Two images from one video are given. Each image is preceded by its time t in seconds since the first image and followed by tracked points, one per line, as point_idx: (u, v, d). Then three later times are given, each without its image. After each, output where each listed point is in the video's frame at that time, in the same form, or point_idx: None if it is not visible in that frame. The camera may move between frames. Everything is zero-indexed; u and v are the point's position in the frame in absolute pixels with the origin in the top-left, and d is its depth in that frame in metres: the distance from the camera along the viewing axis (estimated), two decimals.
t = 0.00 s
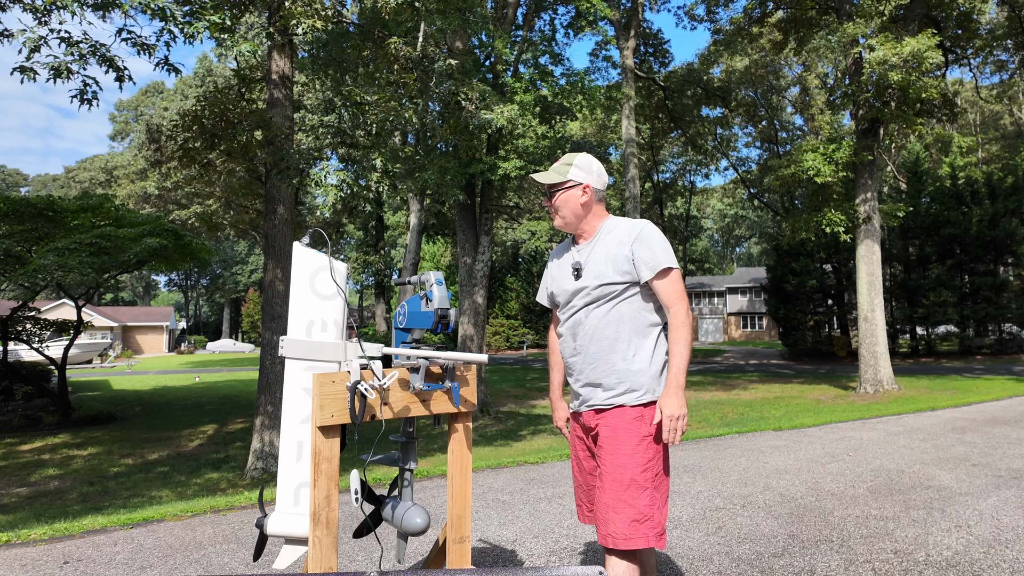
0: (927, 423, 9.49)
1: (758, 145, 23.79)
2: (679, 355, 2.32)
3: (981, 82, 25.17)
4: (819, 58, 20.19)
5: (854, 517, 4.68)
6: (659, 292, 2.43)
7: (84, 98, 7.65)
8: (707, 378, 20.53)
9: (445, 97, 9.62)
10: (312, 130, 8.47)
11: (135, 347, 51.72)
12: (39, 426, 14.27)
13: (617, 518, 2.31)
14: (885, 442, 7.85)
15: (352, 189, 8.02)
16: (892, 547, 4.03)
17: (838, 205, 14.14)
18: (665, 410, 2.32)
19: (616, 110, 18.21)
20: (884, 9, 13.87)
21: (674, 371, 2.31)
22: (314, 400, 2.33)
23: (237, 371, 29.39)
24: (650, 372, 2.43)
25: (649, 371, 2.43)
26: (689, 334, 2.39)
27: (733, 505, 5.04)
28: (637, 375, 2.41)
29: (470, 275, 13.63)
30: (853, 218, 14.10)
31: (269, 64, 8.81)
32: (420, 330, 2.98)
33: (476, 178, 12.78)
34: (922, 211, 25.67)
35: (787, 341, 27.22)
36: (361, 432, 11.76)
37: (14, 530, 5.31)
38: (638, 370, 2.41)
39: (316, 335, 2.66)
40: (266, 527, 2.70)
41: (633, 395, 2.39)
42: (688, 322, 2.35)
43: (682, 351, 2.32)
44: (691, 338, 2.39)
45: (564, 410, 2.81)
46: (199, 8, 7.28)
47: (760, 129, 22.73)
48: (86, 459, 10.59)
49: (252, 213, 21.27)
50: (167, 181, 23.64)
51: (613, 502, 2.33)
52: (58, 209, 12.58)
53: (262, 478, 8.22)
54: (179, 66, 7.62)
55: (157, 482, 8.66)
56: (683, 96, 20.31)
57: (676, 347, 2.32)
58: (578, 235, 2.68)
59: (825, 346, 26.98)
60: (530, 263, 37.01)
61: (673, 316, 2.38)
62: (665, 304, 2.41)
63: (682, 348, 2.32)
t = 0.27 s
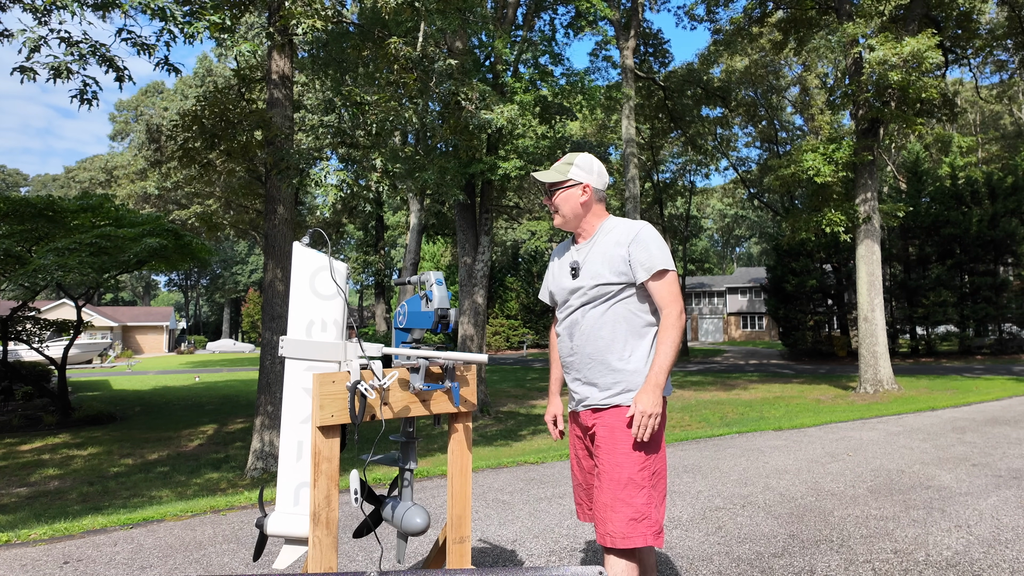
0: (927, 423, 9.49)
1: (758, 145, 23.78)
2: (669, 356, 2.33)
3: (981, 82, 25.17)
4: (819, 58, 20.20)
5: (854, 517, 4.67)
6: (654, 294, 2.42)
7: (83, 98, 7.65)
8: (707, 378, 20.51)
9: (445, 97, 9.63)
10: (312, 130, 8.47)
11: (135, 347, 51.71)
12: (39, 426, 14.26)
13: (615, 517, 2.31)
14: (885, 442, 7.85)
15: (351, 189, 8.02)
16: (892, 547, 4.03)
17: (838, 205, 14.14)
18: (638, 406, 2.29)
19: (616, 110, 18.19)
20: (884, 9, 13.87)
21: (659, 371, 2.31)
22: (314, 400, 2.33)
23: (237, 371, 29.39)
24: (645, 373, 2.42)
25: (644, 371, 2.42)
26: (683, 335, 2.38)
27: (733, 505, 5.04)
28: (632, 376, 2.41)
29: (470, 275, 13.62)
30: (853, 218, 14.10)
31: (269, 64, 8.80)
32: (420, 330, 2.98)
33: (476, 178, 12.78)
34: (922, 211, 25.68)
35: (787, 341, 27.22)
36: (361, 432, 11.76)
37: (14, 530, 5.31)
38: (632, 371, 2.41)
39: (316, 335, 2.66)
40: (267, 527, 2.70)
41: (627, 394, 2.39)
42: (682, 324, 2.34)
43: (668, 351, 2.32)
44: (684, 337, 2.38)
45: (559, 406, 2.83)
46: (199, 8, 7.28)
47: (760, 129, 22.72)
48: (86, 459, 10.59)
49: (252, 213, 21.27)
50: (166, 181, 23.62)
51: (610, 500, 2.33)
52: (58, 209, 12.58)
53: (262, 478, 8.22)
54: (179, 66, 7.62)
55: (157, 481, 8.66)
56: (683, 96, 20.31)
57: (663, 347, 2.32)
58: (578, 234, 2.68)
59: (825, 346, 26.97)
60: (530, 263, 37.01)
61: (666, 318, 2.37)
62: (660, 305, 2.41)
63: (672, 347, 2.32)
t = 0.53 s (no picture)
0: (927, 423, 9.49)
1: (758, 145, 23.77)
2: (667, 356, 2.32)
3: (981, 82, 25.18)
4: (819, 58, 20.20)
5: (854, 517, 4.68)
6: (650, 293, 2.42)
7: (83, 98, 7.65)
8: (707, 378, 20.50)
9: (445, 97, 9.65)
10: (312, 130, 8.47)
11: (135, 347, 51.71)
12: (39, 426, 14.27)
13: (612, 516, 2.31)
14: (885, 442, 7.85)
15: (351, 189, 8.02)
16: (892, 547, 4.03)
17: (838, 204, 14.14)
18: (649, 411, 2.30)
19: (616, 110, 18.19)
20: (884, 9, 13.87)
21: (662, 371, 2.30)
22: (314, 400, 2.33)
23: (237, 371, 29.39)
24: (642, 371, 2.42)
25: (640, 370, 2.42)
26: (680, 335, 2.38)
27: (733, 505, 5.04)
28: (628, 375, 2.41)
29: (470, 275, 13.62)
30: (853, 217, 14.10)
31: (269, 64, 8.80)
32: (420, 330, 2.98)
33: (476, 178, 12.78)
34: (922, 211, 25.67)
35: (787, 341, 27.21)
36: (361, 432, 11.76)
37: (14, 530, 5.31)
38: (630, 370, 2.41)
39: (315, 335, 2.66)
40: (266, 527, 2.71)
41: (624, 394, 2.39)
42: (679, 324, 2.34)
43: (670, 351, 2.32)
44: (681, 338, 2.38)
45: (561, 405, 2.83)
46: (199, 8, 7.27)
47: (760, 129, 22.69)
48: (86, 459, 10.60)
49: (251, 213, 21.27)
50: (166, 181, 23.62)
51: (608, 499, 2.33)
52: (58, 209, 12.58)
53: (262, 478, 8.22)
54: (178, 66, 7.61)
55: (157, 481, 8.66)
56: (683, 96, 20.32)
57: (664, 348, 2.32)
58: (576, 235, 2.68)
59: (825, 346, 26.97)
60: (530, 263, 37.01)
61: (664, 318, 2.36)
62: (657, 305, 2.41)
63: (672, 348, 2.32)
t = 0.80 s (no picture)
0: (927, 423, 9.49)
1: (758, 145, 23.75)
2: (667, 355, 2.32)
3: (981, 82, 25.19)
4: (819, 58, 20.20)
5: (854, 517, 4.68)
6: (648, 293, 2.42)
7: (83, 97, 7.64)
8: (707, 378, 20.49)
9: (445, 97, 9.66)
10: (312, 130, 8.47)
11: (135, 347, 51.70)
12: (39, 426, 14.26)
13: (610, 515, 2.32)
14: (885, 442, 7.85)
15: (351, 189, 8.01)
16: (892, 547, 4.03)
17: (838, 205, 14.14)
18: (654, 411, 2.30)
19: (616, 110, 18.19)
20: (884, 9, 13.87)
21: (661, 370, 2.30)
22: (314, 400, 2.33)
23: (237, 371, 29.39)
24: (639, 370, 2.42)
25: (637, 369, 2.42)
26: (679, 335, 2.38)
27: (733, 505, 5.04)
28: (626, 374, 2.41)
29: (470, 275, 13.62)
30: (853, 217, 14.09)
31: (269, 64, 8.80)
32: (419, 331, 2.98)
33: (476, 178, 12.78)
34: (922, 211, 25.68)
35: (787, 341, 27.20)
36: (361, 432, 11.76)
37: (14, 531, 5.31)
38: (626, 369, 2.41)
39: (315, 335, 2.66)
40: (266, 528, 2.70)
41: (622, 394, 2.38)
42: (677, 323, 2.34)
43: (669, 351, 2.32)
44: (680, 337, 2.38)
45: (556, 405, 2.83)
46: (198, 7, 7.27)
47: (760, 129, 22.68)
48: (86, 459, 10.60)
49: (251, 213, 21.27)
50: (166, 181, 23.61)
51: (606, 499, 2.33)
52: (58, 209, 12.57)
53: (262, 478, 8.22)
54: (178, 66, 7.61)
55: (157, 482, 8.66)
56: (683, 96, 20.32)
57: (665, 347, 2.32)
58: (573, 235, 2.68)
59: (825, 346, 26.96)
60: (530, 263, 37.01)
61: (662, 317, 2.37)
62: (655, 304, 2.41)
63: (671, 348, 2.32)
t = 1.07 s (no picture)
0: (927, 423, 9.49)
1: (758, 145, 23.74)
2: (663, 355, 2.32)
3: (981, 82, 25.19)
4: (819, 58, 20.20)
5: (854, 517, 4.68)
6: (645, 293, 2.42)
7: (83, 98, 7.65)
8: (707, 378, 20.50)
9: (445, 97, 9.67)
10: (312, 130, 8.48)
11: (135, 347, 51.69)
12: (39, 426, 14.26)
13: (607, 514, 2.32)
14: (885, 442, 7.85)
15: (351, 189, 8.01)
16: (891, 547, 4.03)
17: (838, 205, 14.15)
18: (641, 410, 2.30)
19: (616, 110, 18.19)
20: (884, 8, 13.87)
21: (656, 370, 2.30)
22: (314, 400, 2.33)
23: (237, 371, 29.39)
24: (635, 371, 2.42)
25: (634, 369, 2.42)
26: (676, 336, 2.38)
27: (733, 505, 5.04)
28: (622, 374, 2.41)
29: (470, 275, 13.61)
30: (853, 217, 14.09)
31: (269, 64, 8.80)
32: (419, 330, 2.98)
33: (476, 178, 12.79)
34: (922, 211, 25.68)
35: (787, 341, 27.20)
36: (361, 432, 11.77)
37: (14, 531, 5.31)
38: (623, 369, 2.41)
39: (315, 335, 2.66)
40: (266, 528, 2.70)
41: (619, 393, 2.38)
42: (674, 324, 2.34)
43: (663, 351, 2.32)
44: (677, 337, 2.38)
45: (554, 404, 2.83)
46: (198, 7, 7.28)
47: (760, 129, 22.66)
48: (86, 459, 10.59)
49: (251, 213, 21.27)
50: (166, 181, 23.61)
51: (602, 498, 2.33)
52: (57, 209, 12.57)
53: (262, 478, 8.22)
54: (178, 66, 7.61)
55: (157, 482, 8.66)
56: (683, 96, 20.33)
57: (659, 346, 2.32)
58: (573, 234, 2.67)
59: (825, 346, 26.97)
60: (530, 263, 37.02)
61: (658, 317, 2.37)
62: (652, 305, 2.41)
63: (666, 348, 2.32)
